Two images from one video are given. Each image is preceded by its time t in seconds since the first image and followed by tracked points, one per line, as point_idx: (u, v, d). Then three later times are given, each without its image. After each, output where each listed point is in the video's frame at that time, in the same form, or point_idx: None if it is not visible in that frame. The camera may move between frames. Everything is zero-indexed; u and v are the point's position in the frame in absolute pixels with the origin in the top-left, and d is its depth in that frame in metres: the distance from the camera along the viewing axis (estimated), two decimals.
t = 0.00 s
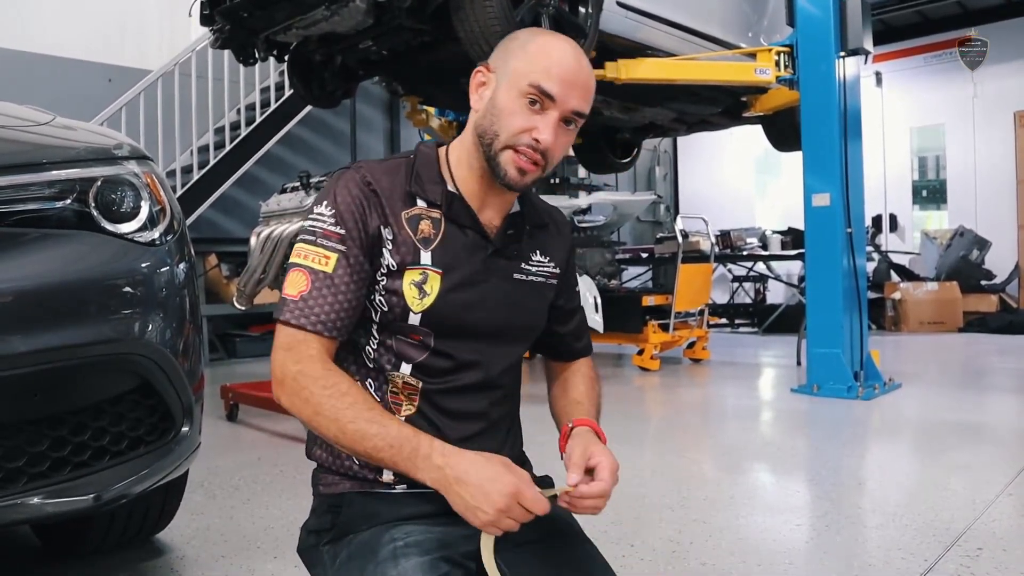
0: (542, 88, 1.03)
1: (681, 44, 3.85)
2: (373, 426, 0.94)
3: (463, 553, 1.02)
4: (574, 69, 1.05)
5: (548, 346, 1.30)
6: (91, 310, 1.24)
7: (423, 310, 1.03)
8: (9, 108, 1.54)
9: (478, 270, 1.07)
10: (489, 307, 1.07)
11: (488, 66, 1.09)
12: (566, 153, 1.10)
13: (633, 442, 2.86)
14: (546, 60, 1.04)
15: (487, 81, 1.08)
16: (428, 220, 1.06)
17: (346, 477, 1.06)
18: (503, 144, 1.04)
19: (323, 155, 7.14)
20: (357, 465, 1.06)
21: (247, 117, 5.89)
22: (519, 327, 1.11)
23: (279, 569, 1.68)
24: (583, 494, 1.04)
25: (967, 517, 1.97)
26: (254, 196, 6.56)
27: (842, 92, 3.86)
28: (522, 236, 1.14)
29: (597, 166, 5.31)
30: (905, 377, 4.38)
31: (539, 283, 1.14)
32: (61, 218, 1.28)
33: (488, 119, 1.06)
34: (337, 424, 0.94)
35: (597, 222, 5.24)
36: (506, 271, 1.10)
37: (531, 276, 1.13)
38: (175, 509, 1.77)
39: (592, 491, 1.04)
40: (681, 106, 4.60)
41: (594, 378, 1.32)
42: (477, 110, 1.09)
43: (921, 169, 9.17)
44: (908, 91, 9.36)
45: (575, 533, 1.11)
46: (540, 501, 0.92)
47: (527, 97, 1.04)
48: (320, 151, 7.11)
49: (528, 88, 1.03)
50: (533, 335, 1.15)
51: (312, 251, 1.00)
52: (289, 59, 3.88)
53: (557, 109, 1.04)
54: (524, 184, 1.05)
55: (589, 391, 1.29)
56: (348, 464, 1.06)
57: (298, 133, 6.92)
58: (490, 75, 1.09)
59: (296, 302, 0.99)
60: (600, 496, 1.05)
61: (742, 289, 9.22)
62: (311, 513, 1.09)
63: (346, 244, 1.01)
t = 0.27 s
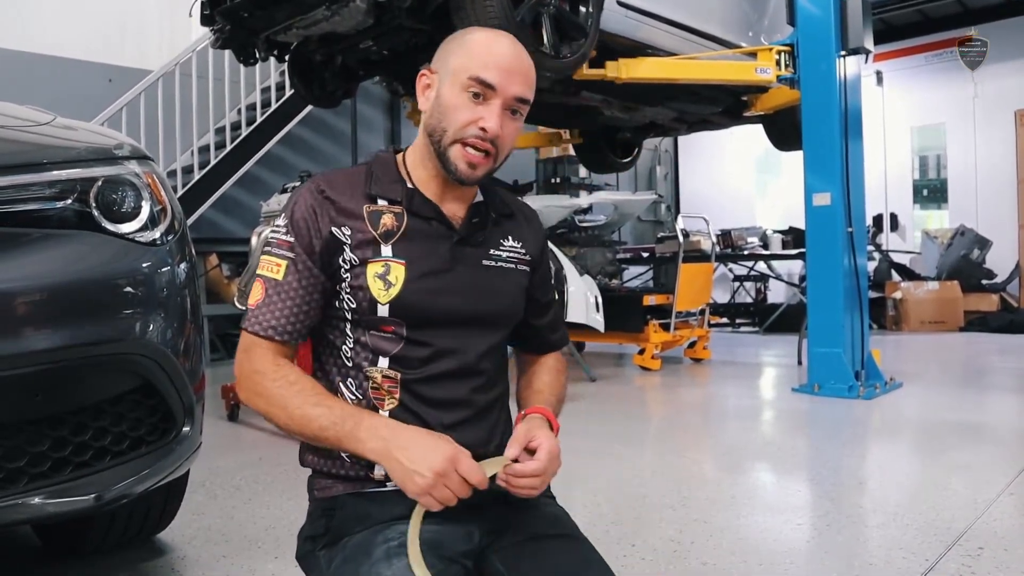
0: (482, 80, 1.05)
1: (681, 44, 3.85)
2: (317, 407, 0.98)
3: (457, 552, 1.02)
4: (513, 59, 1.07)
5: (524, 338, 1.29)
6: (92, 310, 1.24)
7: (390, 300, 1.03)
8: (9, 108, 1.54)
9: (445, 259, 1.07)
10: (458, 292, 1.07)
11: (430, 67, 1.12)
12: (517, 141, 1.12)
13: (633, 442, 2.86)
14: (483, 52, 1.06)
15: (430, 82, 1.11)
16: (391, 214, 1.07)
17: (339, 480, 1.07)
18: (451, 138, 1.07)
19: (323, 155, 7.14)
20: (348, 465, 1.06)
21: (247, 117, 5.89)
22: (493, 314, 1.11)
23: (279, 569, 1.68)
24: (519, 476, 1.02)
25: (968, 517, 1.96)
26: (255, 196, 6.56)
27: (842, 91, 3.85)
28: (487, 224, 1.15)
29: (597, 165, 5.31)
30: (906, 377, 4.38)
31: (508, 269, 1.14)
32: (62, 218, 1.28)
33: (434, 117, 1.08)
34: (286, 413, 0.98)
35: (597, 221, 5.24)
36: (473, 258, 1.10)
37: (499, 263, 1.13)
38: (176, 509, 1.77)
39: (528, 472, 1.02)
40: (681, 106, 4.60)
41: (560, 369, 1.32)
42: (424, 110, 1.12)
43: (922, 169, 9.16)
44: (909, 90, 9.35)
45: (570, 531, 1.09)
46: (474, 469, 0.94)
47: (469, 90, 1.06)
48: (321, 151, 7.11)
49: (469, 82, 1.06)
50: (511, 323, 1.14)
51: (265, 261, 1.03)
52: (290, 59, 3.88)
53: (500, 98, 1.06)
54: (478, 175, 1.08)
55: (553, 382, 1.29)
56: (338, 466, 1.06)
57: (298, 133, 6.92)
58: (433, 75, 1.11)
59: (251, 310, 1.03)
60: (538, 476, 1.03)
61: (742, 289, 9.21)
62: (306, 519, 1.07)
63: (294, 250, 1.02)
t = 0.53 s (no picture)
0: (471, 81, 1.05)
1: (682, 42, 3.85)
2: (301, 402, 0.98)
3: (455, 551, 1.02)
4: (497, 59, 1.07)
5: (518, 333, 1.29)
6: (94, 309, 1.24)
7: (382, 295, 1.04)
8: (11, 108, 1.54)
9: (436, 254, 1.07)
10: (451, 287, 1.07)
11: (414, 67, 1.11)
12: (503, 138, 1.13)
13: (634, 441, 2.86)
14: (470, 53, 1.06)
15: (415, 82, 1.10)
16: (378, 212, 1.07)
17: (337, 480, 1.06)
18: (442, 139, 1.07)
19: (325, 155, 7.14)
20: (345, 464, 1.06)
21: (249, 117, 5.89)
22: (485, 307, 1.11)
23: (280, 568, 1.68)
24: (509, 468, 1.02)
25: (971, 516, 1.96)
26: (257, 196, 6.57)
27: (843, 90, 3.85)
28: (475, 219, 1.15)
29: (598, 164, 5.31)
30: (908, 376, 4.37)
31: (497, 263, 1.14)
32: (64, 217, 1.29)
33: (423, 118, 1.08)
34: (273, 411, 0.98)
35: (599, 221, 5.24)
36: (462, 252, 1.10)
37: (488, 256, 1.13)
38: (179, 508, 1.77)
39: (516, 463, 1.02)
40: (682, 104, 4.59)
41: (549, 362, 1.32)
42: (410, 109, 1.11)
43: (924, 168, 9.15)
44: (910, 89, 9.34)
45: (572, 530, 1.08)
46: (457, 461, 0.95)
47: (458, 92, 1.06)
48: (322, 150, 7.11)
49: (457, 83, 1.05)
50: (502, 315, 1.15)
51: (251, 265, 1.04)
52: (291, 59, 3.88)
53: (488, 98, 1.07)
54: (468, 173, 1.09)
55: (541, 376, 1.29)
56: (336, 465, 1.06)
57: (300, 133, 6.92)
58: (417, 75, 1.10)
59: (238, 314, 1.04)
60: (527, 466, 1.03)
61: (744, 288, 9.20)
62: (306, 520, 1.07)
63: (279, 253, 1.03)
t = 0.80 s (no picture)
0: (477, 79, 1.05)
1: (681, 41, 3.85)
2: (307, 399, 0.98)
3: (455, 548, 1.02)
4: (496, 54, 1.08)
5: (518, 331, 1.29)
6: (93, 308, 1.24)
7: (382, 296, 1.04)
8: (10, 107, 1.53)
9: (434, 253, 1.08)
10: (450, 286, 1.07)
11: (411, 68, 1.10)
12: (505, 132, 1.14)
13: (635, 439, 2.86)
14: (473, 51, 1.06)
15: (414, 82, 1.09)
16: (376, 213, 1.07)
17: (337, 479, 1.06)
18: (453, 139, 1.07)
19: (324, 153, 7.13)
20: (345, 464, 1.06)
21: (248, 116, 5.88)
22: (484, 306, 1.11)
23: (280, 566, 1.68)
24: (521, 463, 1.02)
25: (970, 514, 1.96)
26: (256, 195, 6.56)
27: (842, 88, 3.85)
28: (473, 217, 1.15)
29: (598, 163, 5.32)
30: (907, 374, 4.37)
31: (495, 261, 1.14)
32: (62, 216, 1.28)
33: (430, 119, 1.07)
34: (278, 409, 0.98)
35: (598, 219, 5.24)
36: (459, 251, 1.10)
37: (486, 254, 1.13)
38: (178, 506, 1.77)
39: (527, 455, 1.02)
40: (681, 103, 4.59)
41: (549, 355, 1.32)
42: (410, 110, 1.11)
43: (923, 166, 9.14)
44: (909, 88, 9.34)
45: (572, 528, 1.09)
46: (469, 452, 0.94)
47: (465, 91, 1.06)
48: (321, 149, 7.11)
49: (464, 82, 1.05)
50: (501, 313, 1.15)
51: (251, 268, 1.04)
52: (290, 58, 3.88)
53: (494, 94, 1.07)
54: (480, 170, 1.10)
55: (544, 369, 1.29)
56: (336, 465, 1.06)
57: (299, 132, 6.92)
58: (415, 75, 1.09)
59: (239, 317, 1.03)
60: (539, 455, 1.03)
61: (743, 286, 9.20)
62: (305, 519, 1.07)
63: (280, 255, 1.02)
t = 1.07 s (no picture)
0: (486, 82, 1.06)
1: (681, 40, 3.85)
2: (300, 396, 0.97)
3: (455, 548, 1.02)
4: (498, 51, 1.08)
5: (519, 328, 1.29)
6: (91, 308, 1.24)
7: (383, 298, 1.04)
8: (9, 106, 1.53)
9: (435, 254, 1.07)
10: (452, 288, 1.07)
11: (416, 74, 1.09)
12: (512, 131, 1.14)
13: (634, 438, 2.87)
14: (479, 54, 1.07)
15: (420, 88, 1.09)
16: (378, 214, 1.07)
17: (337, 477, 1.06)
18: (466, 144, 1.07)
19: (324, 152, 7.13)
20: (345, 463, 1.05)
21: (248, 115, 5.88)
22: (487, 307, 1.11)
23: (280, 565, 1.69)
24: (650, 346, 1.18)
25: (969, 512, 1.96)
26: (255, 194, 6.56)
27: (842, 87, 3.85)
28: (476, 217, 1.14)
29: (597, 162, 5.32)
30: (907, 373, 4.37)
31: (498, 261, 1.14)
32: (61, 215, 1.28)
33: (441, 126, 1.08)
34: (271, 405, 0.97)
35: (597, 219, 5.23)
36: (462, 252, 1.10)
37: (489, 255, 1.13)
38: (178, 506, 1.77)
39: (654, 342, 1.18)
40: (681, 102, 4.59)
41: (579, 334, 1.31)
42: (417, 116, 1.11)
43: (923, 165, 9.13)
44: (909, 87, 9.34)
45: (572, 527, 1.09)
46: (459, 449, 0.91)
47: (474, 95, 1.06)
48: (321, 148, 7.10)
49: (474, 86, 1.06)
50: (504, 313, 1.15)
51: (252, 267, 1.04)
52: (290, 57, 3.88)
53: (504, 96, 1.08)
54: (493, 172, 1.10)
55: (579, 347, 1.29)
56: (336, 464, 1.06)
57: (299, 131, 6.91)
58: (420, 81, 1.09)
59: (239, 316, 1.03)
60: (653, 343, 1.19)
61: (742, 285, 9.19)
62: (305, 517, 1.07)
63: (281, 255, 1.03)
